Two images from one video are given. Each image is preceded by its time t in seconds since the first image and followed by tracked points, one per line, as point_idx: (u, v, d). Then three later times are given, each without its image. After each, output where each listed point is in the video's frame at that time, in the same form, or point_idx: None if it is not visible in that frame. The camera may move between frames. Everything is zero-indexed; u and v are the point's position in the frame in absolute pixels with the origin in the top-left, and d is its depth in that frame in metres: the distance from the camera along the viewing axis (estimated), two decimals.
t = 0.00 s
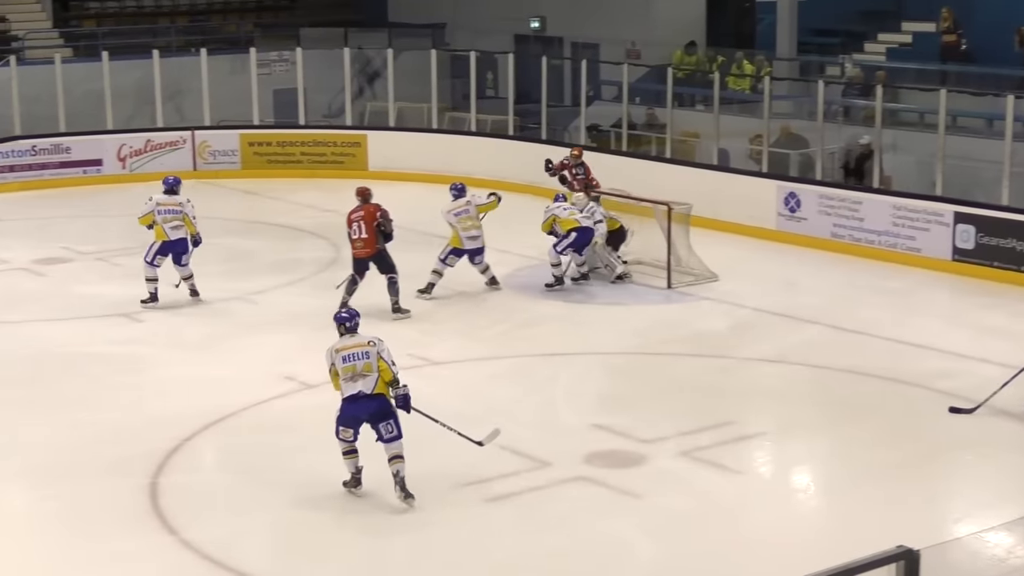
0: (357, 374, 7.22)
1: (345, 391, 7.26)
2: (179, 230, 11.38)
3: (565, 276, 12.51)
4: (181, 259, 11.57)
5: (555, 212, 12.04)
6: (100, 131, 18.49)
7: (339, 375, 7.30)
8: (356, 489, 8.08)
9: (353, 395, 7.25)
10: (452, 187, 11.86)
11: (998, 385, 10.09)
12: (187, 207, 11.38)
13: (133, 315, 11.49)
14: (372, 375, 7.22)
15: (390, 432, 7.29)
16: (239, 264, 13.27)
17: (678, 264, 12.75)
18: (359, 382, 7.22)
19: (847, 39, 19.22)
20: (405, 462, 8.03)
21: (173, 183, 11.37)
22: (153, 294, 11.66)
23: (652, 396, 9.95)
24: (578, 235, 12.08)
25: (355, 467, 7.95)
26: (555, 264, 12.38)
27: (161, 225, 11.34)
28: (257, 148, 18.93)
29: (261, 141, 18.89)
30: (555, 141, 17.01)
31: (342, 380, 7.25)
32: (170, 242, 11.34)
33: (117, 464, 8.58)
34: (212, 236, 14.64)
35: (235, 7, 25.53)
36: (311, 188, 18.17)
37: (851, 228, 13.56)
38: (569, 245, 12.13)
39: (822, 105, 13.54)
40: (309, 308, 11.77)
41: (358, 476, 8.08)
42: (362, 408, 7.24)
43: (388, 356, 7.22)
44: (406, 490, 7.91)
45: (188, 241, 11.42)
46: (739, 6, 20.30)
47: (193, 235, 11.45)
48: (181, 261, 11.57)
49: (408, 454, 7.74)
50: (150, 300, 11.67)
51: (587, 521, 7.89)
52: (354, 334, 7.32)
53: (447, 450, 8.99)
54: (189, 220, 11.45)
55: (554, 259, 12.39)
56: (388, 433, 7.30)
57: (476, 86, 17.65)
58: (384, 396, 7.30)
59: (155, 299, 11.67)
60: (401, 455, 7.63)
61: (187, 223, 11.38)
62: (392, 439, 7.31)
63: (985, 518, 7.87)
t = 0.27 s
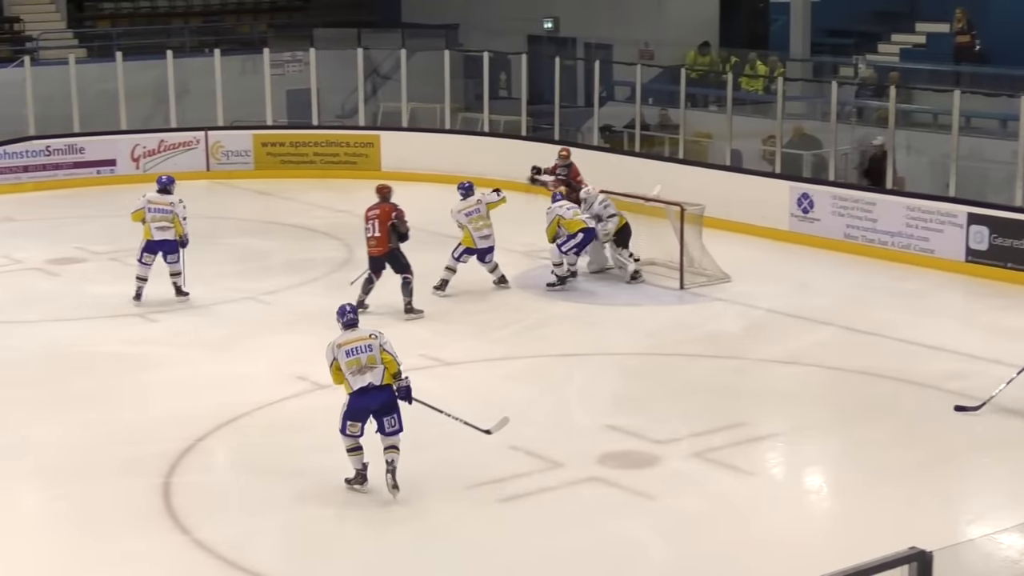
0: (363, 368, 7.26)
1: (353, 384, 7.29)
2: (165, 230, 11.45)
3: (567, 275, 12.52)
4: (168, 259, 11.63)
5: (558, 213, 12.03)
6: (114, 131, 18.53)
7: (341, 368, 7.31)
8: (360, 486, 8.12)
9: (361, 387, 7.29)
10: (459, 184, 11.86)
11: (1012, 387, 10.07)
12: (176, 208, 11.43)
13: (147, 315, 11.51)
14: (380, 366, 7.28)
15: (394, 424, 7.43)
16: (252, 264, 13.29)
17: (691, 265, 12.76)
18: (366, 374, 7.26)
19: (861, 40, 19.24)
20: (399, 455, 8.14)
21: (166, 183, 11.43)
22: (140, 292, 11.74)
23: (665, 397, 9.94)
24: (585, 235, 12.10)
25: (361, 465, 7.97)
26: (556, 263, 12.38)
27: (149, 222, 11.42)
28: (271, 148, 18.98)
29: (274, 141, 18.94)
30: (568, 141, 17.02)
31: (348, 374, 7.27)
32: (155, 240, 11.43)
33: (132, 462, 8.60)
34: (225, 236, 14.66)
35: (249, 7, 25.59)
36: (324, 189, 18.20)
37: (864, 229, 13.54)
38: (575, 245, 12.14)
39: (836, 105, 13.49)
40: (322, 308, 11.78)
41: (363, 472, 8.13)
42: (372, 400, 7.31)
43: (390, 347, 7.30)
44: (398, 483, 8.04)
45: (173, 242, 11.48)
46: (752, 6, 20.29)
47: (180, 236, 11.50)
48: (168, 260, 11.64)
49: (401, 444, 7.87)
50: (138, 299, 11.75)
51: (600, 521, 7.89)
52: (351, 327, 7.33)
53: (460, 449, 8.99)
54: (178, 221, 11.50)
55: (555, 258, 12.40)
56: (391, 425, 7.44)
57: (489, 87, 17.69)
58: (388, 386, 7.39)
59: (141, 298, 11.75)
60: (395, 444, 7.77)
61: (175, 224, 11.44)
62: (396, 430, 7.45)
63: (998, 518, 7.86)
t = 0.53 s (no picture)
0: (365, 361, 7.40)
1: (355, 377, 7.42)
2: (148, 229, 11.54)
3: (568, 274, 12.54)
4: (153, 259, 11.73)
5: (561, 210, 12.23)
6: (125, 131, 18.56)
7: (343, 361, 7.46)
8: (357, 482, 8.18)
9: (363, 379, 7.43)
10: (461, 177, 11.79)
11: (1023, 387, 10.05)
12: (160, 209, 11.51)
13: (157, 315, 11.53)
14: (381, 359, 7.42)
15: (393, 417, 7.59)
16: (262, 264, 13.30)
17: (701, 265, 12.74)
18: (368, 367, 7.41)
19: (872, 40, 19.21)
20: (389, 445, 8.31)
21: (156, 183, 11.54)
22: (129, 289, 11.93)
23: (674, 397, 9.93)
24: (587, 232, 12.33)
25: (358, 461, 8.03)
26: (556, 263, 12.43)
27: (134, 218, 11.55)
28: (281, 148, 19.00)
29: (285, 141, 18.96)
30: (578, 141, 16.99)
31: (350, 366, 7.41)
32: (135, 237, 11.57)
33: (142, 461, 8.61)
34: (235, 235, 14.67)
35: (260, 7, 25.61)
36: (334, 188, 18.20)
37: (875, 229, 13.52)
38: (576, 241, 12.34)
39: (847, 105, 13.47)
40: (332, 307, 11.78)
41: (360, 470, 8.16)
42: (374, 392, 7.45)
43: (393, 341, 7.46)
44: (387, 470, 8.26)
45: (150, 242, 11.54)
46: (763, 6, 20.27)
47: (162, 238, 11.58)
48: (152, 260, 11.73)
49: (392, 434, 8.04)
50: (128, 294, 11.95)
51: (609, 521, 7.88)
52: (352, 322, 7.48)
53: (470, 449, 8.99)
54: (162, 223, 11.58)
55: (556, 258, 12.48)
56: (390, 418, 7.61)
57: (500, 87, 17.73)
58: (389, 380, 7.54)
59: (130, 294, 11.94)
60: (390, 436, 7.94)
61: (157, 225, 11.53)
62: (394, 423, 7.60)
63: (1009, 520, 7.84)
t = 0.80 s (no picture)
0: (362, 355, 7.47)
1: (351, 370, 7.49)
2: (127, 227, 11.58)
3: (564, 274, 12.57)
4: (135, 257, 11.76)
5: (555, 203, 12.32)
6: (127, 131, 18.55)
7: (338, 355, 7.50)
8: (345, 479, 8.25)
9: (357, 373, 7.50)
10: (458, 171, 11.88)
11: None
12: (138, 208, 11.50)
13: (159, 315, 11.53)
14: (377, 353, 7.50)
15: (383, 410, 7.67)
16: (264, 264, 13.30)
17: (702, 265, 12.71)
18: (365, 361, 7.47)
19: (874, 40, 19.20)
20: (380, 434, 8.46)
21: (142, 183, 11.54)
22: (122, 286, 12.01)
23: (677, 397, 9.93)
24: (579, 225, 12.28)
25: (348, 458, 8.13)
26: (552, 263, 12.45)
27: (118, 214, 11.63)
28: (282, 148, 19.00)
29: (287, 141, 18.96)
30: (581, 141, 17.00)
31: (346, 359, 7.47)
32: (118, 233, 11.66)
33: (144, 462, 8.61)
34: (237, 235, 14.67)
35: (263, 7, 25.61)
36: (336, 187, 18.20)
37: (877, 229, 13.52)
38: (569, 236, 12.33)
39: (849, 106, 13.51)
40: (334, 307, 11.78)
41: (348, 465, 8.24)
42: (368, 386, 7.52)
43: (389, 338, 7.55)
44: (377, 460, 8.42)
45: (126, 239, 11.58)
46: (766, 6, 20.26)
47: (138, 237, 11.57)
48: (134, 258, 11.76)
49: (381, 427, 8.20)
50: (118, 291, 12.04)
51: (611, 521, 7.88)
52: (351, 316, 7.54)
53: (472, 449, 8.99)
54: (140, 223, 11.56)
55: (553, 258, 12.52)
56: (379, 411, 7.69)
57: (502, 87, 17.75)
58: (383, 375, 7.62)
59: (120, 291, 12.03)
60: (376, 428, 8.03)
61: (134, 224, 11.54)
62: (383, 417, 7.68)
63: (1011, 521, 7.83)
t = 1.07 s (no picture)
0: (366, 347, 7.58)
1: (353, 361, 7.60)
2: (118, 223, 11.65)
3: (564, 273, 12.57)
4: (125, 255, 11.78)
5: (555, 198, 12.31)
6: (133, 130, 18.58)
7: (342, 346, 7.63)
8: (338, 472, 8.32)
9: (360, 364, 7.61)
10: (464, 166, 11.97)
11: None
12: (125, 205, 11.53)
13: (165, 314, 11.53)
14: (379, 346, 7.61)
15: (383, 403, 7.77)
16: (270, 263, 13.31)
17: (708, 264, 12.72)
18: (368, 353, 7.59)
19: (880, 39, 19.22)
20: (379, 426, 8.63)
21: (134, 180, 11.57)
22: (117, 284, 11.99)
23: (683, 396, 9.92)
24: (575, 222, 12.29)
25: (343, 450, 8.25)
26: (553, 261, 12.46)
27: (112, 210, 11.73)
28: (288, 147, 19.03)
29: (293, 140, 19.01)
30: (587, 141, 17.02)
31: (350, 350, 7.58)
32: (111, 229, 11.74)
33: (150, 460, 8.61)
34: (243, 234, 14.68)
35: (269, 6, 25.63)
36: (342, 187, 18.21)
37: (883, 228, 13.51)
38: (566, 233, 12.35)
39: (855, 105, 13.42)
40: (340, 306, 11.78)
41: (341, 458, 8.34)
42: (370, 378, 7.63)
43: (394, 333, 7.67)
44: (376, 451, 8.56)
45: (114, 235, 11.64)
46: (772, 5, 20.26)
47: (124, 234, 11.60)
48: (124, 255, 11.79)
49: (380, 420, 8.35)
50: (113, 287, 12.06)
51: (617, 520, 7.87)
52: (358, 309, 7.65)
53: (478, 447, 8.99)
54: (128, 220, 11.58)
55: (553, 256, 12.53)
56: (379, 403, 7.80)
57: (508, 86, 17.69)
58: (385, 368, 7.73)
59: (113, 287, 12.05)
60: (376, 421, 8.14)
61: (121, 220, 11.58)
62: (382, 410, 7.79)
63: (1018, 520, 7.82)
